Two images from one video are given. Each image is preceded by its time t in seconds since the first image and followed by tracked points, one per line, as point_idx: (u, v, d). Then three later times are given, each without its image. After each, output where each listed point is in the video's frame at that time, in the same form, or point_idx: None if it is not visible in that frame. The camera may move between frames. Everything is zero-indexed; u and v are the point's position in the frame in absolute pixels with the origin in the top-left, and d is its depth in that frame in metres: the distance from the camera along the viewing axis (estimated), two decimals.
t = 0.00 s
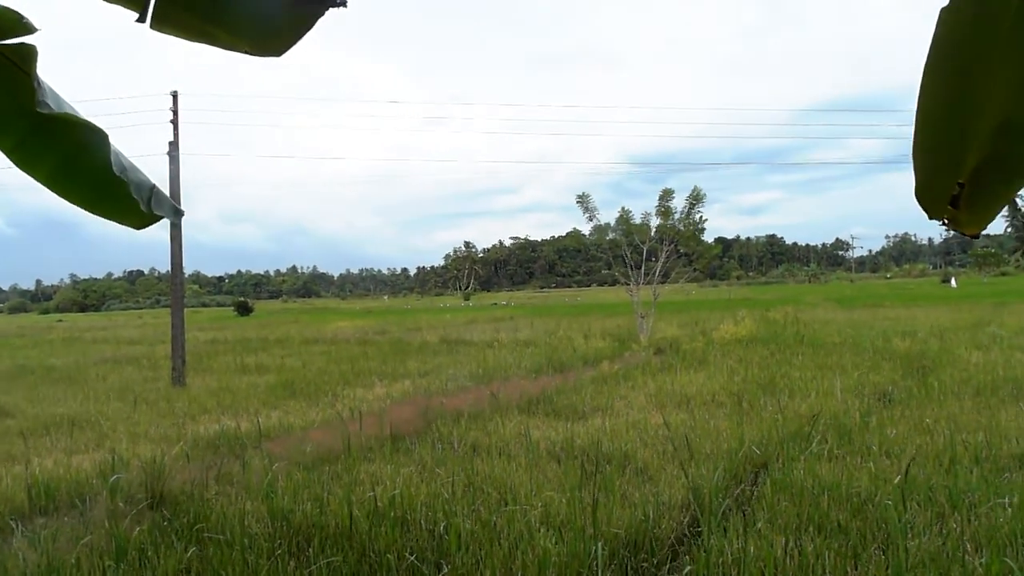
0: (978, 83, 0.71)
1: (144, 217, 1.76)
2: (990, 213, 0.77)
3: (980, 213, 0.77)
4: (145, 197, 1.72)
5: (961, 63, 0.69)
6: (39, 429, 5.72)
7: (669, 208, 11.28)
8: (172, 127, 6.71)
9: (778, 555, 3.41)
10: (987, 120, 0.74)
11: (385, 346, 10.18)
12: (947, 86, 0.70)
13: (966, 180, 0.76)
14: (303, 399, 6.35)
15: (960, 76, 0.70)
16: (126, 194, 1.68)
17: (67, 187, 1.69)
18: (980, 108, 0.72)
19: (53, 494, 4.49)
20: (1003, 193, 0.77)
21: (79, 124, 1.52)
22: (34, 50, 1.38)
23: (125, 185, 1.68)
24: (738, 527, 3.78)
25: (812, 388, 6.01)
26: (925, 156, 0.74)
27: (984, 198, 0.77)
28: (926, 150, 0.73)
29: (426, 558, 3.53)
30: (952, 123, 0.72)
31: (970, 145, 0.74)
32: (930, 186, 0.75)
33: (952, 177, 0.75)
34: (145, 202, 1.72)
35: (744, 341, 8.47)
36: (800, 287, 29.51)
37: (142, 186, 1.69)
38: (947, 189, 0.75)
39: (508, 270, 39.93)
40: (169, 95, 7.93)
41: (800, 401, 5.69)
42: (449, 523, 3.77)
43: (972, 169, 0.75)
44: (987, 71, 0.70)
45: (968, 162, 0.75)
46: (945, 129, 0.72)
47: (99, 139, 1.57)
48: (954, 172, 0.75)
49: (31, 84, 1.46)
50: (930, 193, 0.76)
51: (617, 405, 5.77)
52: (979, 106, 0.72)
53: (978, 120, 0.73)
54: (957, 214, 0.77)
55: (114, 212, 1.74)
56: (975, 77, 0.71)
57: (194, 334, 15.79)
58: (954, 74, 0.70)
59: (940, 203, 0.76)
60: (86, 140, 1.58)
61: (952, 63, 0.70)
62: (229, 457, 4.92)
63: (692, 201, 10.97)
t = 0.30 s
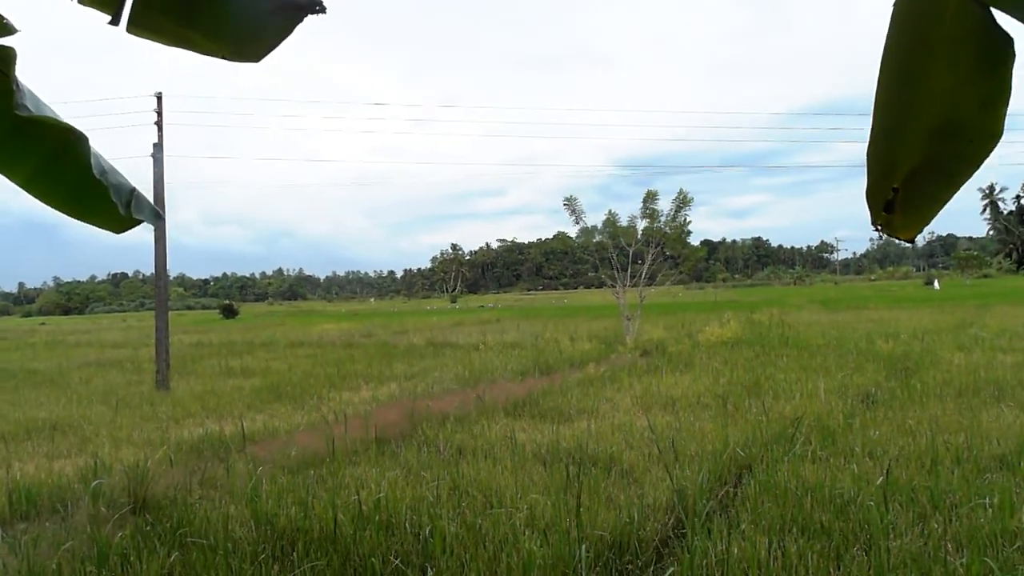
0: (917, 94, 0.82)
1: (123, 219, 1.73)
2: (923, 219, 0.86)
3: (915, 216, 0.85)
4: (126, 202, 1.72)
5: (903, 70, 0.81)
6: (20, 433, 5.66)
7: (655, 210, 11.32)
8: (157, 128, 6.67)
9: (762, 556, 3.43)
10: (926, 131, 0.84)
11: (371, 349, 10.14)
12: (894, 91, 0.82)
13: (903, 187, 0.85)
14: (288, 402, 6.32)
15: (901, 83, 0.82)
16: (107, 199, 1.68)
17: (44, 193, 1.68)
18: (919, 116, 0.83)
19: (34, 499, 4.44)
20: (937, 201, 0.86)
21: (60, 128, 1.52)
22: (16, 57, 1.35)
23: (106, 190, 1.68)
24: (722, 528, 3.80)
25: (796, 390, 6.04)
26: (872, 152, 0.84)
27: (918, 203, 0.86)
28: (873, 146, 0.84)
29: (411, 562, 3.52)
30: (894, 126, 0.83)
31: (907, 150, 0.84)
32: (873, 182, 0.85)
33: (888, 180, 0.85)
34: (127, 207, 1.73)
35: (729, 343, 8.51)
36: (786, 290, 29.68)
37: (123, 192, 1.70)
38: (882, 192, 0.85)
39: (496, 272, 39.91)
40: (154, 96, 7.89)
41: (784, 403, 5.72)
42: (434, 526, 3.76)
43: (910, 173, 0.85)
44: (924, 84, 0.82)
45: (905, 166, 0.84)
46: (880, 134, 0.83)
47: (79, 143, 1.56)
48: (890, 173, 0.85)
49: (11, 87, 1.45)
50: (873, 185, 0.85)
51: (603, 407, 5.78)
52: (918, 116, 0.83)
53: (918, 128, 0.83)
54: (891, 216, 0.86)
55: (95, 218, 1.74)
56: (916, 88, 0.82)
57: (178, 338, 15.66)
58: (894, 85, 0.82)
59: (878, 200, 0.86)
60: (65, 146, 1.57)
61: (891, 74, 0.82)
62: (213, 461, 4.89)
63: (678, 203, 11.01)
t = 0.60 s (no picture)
0: (871, 113, 0.93)
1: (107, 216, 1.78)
2: (874, 228, 0.98)
3: (865, 226, 0.97)
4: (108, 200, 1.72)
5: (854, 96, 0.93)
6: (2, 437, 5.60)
7: (642, 212, 11.35)
8: (142, 130, 6.64)
9: (746, 556, 3.44)
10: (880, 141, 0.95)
11: (357, 352, 10.11)
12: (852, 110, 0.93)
13: (862, 201, 0.96)
14: (274, 405, 6.29)
15: (856, 107, 0.92)
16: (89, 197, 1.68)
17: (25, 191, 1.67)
18: (875, 136, 0.95)
19: (16, 504, 4.40)
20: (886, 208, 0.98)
21: (40, 126, 1.50)
22: None
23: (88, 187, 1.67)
24: (706, 529, 3.81)
25: (782, 390, 6.07)
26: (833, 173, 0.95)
27: (869, 217, 0.97)
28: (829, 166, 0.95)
29: (397, 565, 3.51)
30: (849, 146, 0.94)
31: (862, 167, 0.96)
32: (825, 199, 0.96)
33: (849, 195, 0.96)
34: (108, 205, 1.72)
35: (715, 344, 8.54)
36: (773, 291, 29.84)
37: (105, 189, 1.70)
38: (846, 205, 0.96)
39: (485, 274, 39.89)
40: (138, 97, 7.83)
41: (770, 403, 5.75)
42: (420, 528, 3.75)
43: (866, 188, 0.96)
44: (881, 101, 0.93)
45: (864, 182, 0.96)
46: (841, 159, 0.94)
47: (62, 142, 1.55)
48: (849, 188, 0.96)
49: None
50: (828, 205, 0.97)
51: (589, 409, 5.79)
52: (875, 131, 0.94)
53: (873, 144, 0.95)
54: (851, 224, 0.97)
55: (77, 214, 1.73)
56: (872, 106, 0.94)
57: (163, 341, 15.54)
58: (850, 109, 0.92)
59: (840, 213, 0.97)
60: (46, 144, 1.56)
61: (845, 101, 0.92)
62: (198, 464, 4.86)
63: (665, 205, 11.05)
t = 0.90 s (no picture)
0: (829, 116, 0.98)
1: (82, 215, 1.75)
2: (832, 223, 1.02)
3: (822, 222, 1.02)
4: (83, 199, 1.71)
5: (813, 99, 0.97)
6: None
7: (625, 214, 11.39)
8: (120, 130, 6.57)
9: (726, 556, 3.46)
10: (839, 144, 0.99)
11: (339, 354, 10.05)
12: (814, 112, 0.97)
13: (821, 199, 1.01)
14: (255, 408, 6.24)
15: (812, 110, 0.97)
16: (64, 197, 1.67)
17: None
18: (833, 136, 0.99)
19: None
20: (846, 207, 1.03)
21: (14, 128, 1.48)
22: None
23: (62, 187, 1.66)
24: (686, 530, 3.84)
25: (761, 392, 6.11)
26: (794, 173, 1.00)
27: (827, 213, 1.01)
28: (789, 165, 0.99)
29: (377, 567, 3.49)
30: (805, 146, 0.99)
31: (821, 166, 0.99)
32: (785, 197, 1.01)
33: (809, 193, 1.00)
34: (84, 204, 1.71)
35: (697, 346, 8.59)
36: (756, 292, 30.07)
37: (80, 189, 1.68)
38: (805, 202, 1.01)
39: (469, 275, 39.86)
40: (116, 96, 7.72)
41: (750, 404, 5.78)
42: (400, 531, 3.73)
43: (825, 188, 1.00)
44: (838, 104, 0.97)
45: (823, 181, 1.00)
46: (801, 155, 0.98)
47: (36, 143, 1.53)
48: (809, 186, 1.00)
49: None
50: (788, 203, 1.01)
51: (571, 411, 5.79)
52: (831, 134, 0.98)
53: (829, 144, 0.99)
54: (810, 219, 1.01)
55: (51, 212, 1.72)
56: (830, 106, 0.98)
57: (142, 343, 15.37)
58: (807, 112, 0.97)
59: (798, 209, 1.01)
60: (19, 144, 1.54)
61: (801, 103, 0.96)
62: (177, 468, 4.82)
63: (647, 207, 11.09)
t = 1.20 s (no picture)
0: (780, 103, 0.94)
1: (51, 219, 1.74)
2: (779, 203, 0.99)
3: (769, 202, 0.98)
4: (52, 202, 1.70)
5: (770, 77, 0.93)
6: None
7: (606, 215, 11.43)
8: (98, 129, 6.49)
9: (706, 557, 3.48)
10: (791, 123, 0.95)
11: (319, 356, 10.00)
12: (767, 90, 0.93)
13: (773, 177, 0.97)
14: (234, 410, 6.20)
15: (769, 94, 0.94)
16: (31, 201, 1.65)
17: None
18: (785, 115, 0.95)
19: None
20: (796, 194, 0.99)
21: None
22: None
23: (30, 190, 1.64)
24: (666, 530, 3.86)
25: (741, 393, 6.16)
26: (744, 150, 0.96)
27: (774, 193, 0.98)
28: (740, 142, 0.95)
29: (357, 570, 3.47)
30: (758, 124, 0.95)
31: (772, 145, 0.96)
32: (734, 174, 0.96)
33: (759, 170, 0.97)
34: (53, 207, 1.70)
35: (678, 347, 8.64)
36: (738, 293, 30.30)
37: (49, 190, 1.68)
38: (754, 180, 0.97)
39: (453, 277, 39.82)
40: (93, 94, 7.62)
41: (730, 405, 5.82)
42: (380, 534, 3.72)
43: (776, 167, 0.97)
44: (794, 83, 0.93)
45: (773, 163, 0.97)
46: (750, 138, 0.95)
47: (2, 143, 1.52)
48: (759, 164, 0.96)
49: None
50: (736, 181, 0.97)
51: (552, 412, 5.81)
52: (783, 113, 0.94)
53: (781, 124, 0.95)
54: (758, 197, 0.98)
55: (20, 218, 1.70)
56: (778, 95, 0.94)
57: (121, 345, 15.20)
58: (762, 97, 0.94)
59: (746, 187, 0.97)
60: None
61: (758, 88, 0.93)
62: (154, 472, 4.77)
63: (628, 209, 11.14)
